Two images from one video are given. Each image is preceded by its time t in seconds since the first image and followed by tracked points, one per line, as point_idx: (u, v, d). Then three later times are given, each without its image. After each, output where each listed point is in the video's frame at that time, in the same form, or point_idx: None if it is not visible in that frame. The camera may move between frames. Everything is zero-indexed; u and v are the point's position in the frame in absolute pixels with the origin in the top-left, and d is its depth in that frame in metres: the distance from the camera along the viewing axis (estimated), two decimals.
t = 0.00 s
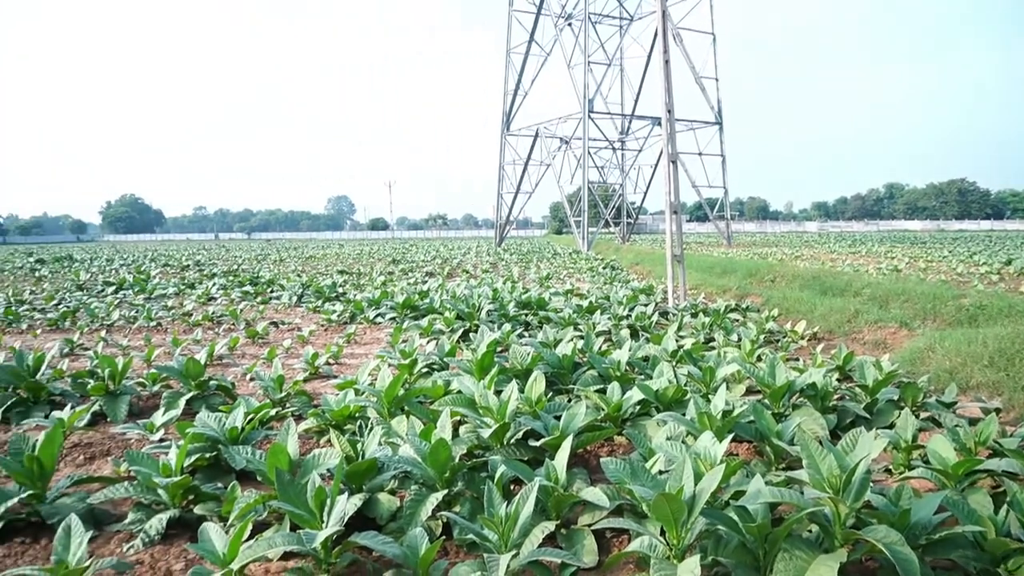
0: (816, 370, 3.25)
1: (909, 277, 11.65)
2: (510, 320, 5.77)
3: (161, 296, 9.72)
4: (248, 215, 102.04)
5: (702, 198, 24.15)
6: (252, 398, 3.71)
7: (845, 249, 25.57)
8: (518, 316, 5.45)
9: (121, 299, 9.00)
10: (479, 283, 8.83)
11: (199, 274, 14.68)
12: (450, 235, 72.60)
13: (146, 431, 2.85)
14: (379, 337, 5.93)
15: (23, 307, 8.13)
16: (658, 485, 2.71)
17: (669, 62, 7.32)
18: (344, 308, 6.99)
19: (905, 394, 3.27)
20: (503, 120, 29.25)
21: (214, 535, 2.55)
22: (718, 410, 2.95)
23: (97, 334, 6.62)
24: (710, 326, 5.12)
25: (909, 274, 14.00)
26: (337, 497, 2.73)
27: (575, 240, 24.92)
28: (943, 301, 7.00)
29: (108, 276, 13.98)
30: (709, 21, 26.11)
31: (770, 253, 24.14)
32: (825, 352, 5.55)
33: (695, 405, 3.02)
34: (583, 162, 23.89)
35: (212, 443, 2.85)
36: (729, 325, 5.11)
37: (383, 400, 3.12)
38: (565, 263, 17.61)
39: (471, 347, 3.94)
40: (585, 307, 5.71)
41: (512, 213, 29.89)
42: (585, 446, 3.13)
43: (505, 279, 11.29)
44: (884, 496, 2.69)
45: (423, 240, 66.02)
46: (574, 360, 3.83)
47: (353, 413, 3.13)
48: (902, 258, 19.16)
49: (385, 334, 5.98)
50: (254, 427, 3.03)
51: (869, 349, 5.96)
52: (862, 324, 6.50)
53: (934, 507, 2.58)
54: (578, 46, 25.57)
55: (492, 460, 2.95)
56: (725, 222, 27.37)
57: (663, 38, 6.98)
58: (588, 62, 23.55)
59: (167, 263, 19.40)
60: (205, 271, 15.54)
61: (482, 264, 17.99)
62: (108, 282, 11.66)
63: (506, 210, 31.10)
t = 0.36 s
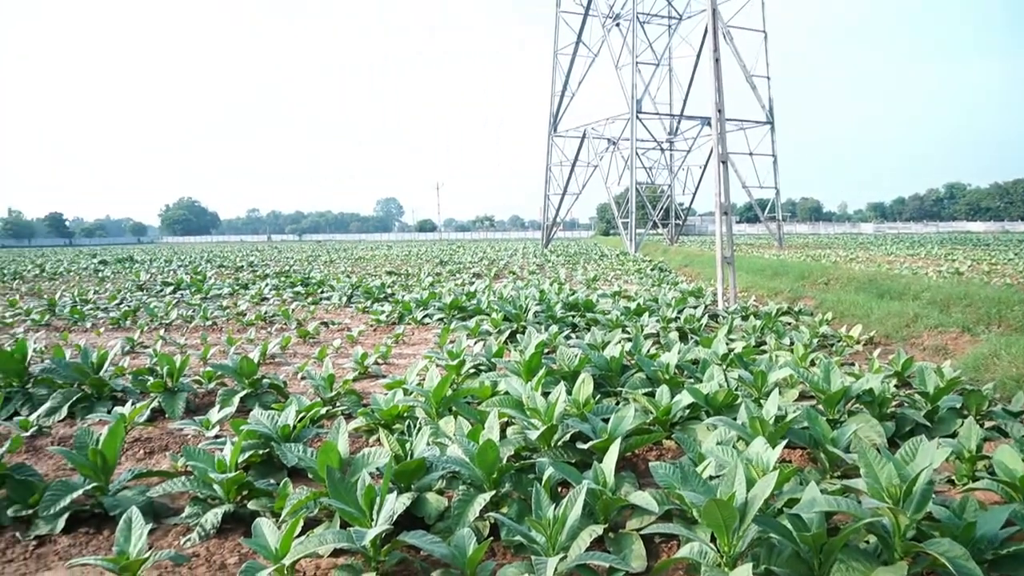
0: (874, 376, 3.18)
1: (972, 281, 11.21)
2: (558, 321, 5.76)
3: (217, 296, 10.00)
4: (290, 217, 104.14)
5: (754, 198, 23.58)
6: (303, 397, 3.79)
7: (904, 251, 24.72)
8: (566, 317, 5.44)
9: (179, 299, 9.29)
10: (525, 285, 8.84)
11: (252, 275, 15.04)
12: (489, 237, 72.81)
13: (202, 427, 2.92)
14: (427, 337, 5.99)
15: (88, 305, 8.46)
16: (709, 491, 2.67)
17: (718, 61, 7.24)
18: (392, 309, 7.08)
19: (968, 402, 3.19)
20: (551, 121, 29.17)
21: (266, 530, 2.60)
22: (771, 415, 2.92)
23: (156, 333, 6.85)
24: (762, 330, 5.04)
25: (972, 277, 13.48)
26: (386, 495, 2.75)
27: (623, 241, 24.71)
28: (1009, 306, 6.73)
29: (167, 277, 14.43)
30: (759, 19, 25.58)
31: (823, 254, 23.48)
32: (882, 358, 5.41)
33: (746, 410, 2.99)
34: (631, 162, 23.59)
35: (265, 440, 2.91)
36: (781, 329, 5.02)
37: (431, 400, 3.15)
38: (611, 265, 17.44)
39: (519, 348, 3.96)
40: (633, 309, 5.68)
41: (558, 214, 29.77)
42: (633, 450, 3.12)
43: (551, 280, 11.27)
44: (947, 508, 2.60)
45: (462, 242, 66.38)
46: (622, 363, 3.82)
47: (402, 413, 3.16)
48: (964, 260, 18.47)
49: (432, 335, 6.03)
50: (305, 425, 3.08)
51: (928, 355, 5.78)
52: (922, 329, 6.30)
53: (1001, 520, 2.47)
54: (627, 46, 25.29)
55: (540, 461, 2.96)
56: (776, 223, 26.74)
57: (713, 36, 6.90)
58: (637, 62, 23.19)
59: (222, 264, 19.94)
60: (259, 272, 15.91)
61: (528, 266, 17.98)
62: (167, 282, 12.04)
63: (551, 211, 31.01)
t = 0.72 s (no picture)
0: (930, 382, 3.11)
1: None
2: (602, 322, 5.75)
3: (266, 293, 10.21)
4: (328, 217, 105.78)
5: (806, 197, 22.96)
6: (350, 394, 3.85)
7: (964, 253, 23.84)
8: (611, 318, 5.43)
9: (230, 296, 9.53)
10: (569, 284, 8.84)
11: (300, 273, 15.35)
12: (526, 238, 72.81)
13: (252, 422, 2.99)
14: (471, 336, 6.02)
15: (144, 302, 8.75)
16: (758, 496, 2.62)
17: (769, 57, 7.11)
18: (437, 307, 7.15)
19: None
20: (597, 120, 29.00)
21: (314, 525, 2.63)
22: (822, 420, 2.87)
23: (208, 329, 7.04)
24: (812, 333, 4.94)
25: None
26: (431, 493, 2.78)
27: (669, 241, 24.40)
28: None
29: (218, 275, 14.82)
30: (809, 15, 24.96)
31: (875, 255, 22.76)
32: (939, 363, 5.25)
33: (796, 414, 2.96)
34: (677, 161, 23.21)
35: (312, 436, 2.97)
36: (832, 331, 4.92)
37: (475, 399, 3.17)
38: (656, 265, 17.24)
39: (563, 348, 3.98)
40: (679, 310, 5.63)
41: (603, 214, 29.52)
42: (678, 453, 3.10)
43: (595, 280, 11.23)
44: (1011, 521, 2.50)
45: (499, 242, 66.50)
46: (668, 364, 3.81)
47: (446, 411, 3.19)
48: None
49: (477, 334, 6.06)
50: (352, 422, 3.13)
51: (989, 361, 5.59)
52: (982, 333, 6.08)
53: None
54: (673, 44, 24.97)
55: (584, 462, 2.97)
56: (827, 224, 26.08)
57: (763, 33, 6.79)
58: (684, 60, 22.78)
59: (271, 262, 20.38)
60: (306, 270, 16.25)
61: (571, 265, 17.92)
62: (219, 280, 12.36)
63: (592, 211, 30.93)
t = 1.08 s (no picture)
0: (984, 386, 3.03)
1: None
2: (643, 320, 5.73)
3: (309, 289, 10.38)
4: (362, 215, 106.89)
5: (852, 196, 22.40)
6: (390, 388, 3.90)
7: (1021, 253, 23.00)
8: (651, 316, 5.41)
9: (273, 291, 9.72)
10: (610, 282, 8.80)
11: (342, 269, 15.58)
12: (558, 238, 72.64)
13: (295, 415, 3.03)
14: (511, 333, 6.04)
15: (192, 296, 8.98)
16: (803, 501, 2.58)
17: (816, 52, 6.98)
18: (476, 304, 7.19)
19: None
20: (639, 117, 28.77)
21: (355, 518, 2.66)
22: (869, 424, 2.82)
23: (252, 324, 7.19)
24: (859, 334, 4.85)
25: None
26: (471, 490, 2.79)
27: (711, 239, 24.10)
28: None
29: (262, 270, 15.11)
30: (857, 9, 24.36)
31: (925, 255, 22.13)
32: (994, 366, 5.10)
33: (842, 417, 2.92)
34: (719, 159, 22.83)
35: (354, 430, 3.01)
36: (880, 333, 4.82)
37: (515, 396, 3.20)
38: (697, 264, 17.00)
39: (602, 346, 3.98)
40: (721, 309, 5.58)
41: (644, 211, 29.26)
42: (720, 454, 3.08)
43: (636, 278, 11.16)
44: None
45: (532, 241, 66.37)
46: (709, 364, 3.79)
47: (486, 407, 3.23)
48: None
49: (516, 331, 6.08)
50: (392, 417, 3.16)
51: None
52: None
53: None
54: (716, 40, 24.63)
55: (624, 461, 2.97)
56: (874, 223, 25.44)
57: (810, 28, 6.67)
58: (727, 56, 22.42)
59: (314, 258, 20.70)
60: (348, 266, 16.48)
61: (611, 263, 17.80)
62: (263, 276, 12.63)
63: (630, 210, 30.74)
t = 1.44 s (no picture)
0: None
1: None
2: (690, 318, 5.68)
3: (356, 284, 10.55)
4: (400, 213, 107.92)
5: (906, 191, 21.68)
6: (436, 384, 3.94)
7: None
8: (698, 314, 5.37)
9: (321, 287, 9.90)
10: (655, 279, 8.74)
11: (387, 266, 15.79)
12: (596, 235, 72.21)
13: (343, 410, 3.08)
14: (556, 330, 6.05)
15: (243, 292, 9.23)
16: (857, 504, 2.51)
17: (870, 43, 6.81)
18: (521, 301, 7.22)
19: None
20: (685, 112, 28.38)
21: (401, 512, 2.69)
22: (927, 426, 2.75)
23: (302, 320, 7.35)
24: (916, 333, 4.73)
25: None
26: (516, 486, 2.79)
27: (760, 236, 23.64)
28: None
29: (311, 267, 15.40)
30: None
31: (985, 252, 21.29)
32: None
33: (898, 418, 2.85)
34: (767, 154, 22.34)
35: (400, 425, 3.05)
36: (938, 332, 4.69)
37: (560, 393, 3.22)
38: (744, 261, 16.69)
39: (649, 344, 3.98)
40: (770, 307, 5.50)
41: (690, 208, 28.90)
42: (769, 455, 3.03)
43: (681, 275, 11.03)
44: None
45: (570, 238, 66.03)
46: (758, 363, 3.75)
47: (531, 405, 3.25)
48: None
49: (561, 327, 6.09)
50: (438, 413, 3.19)
51: None
52: None
53: None
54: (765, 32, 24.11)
55: (671, 461, 2.96)
56: (932, 218, 24.60)
57: (864, 18, 6.52)
58: (777, 47, 21.91)
59: (361, 255, 21.02)
60: (393, 263, 16.69)
61: (656, 260, 17.63)
62: (312, 271, 12.89)
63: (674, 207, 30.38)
